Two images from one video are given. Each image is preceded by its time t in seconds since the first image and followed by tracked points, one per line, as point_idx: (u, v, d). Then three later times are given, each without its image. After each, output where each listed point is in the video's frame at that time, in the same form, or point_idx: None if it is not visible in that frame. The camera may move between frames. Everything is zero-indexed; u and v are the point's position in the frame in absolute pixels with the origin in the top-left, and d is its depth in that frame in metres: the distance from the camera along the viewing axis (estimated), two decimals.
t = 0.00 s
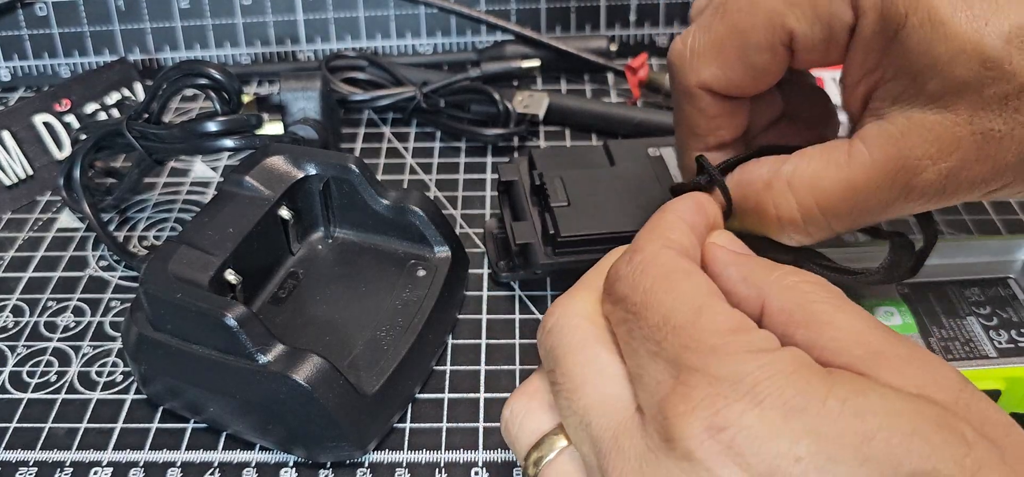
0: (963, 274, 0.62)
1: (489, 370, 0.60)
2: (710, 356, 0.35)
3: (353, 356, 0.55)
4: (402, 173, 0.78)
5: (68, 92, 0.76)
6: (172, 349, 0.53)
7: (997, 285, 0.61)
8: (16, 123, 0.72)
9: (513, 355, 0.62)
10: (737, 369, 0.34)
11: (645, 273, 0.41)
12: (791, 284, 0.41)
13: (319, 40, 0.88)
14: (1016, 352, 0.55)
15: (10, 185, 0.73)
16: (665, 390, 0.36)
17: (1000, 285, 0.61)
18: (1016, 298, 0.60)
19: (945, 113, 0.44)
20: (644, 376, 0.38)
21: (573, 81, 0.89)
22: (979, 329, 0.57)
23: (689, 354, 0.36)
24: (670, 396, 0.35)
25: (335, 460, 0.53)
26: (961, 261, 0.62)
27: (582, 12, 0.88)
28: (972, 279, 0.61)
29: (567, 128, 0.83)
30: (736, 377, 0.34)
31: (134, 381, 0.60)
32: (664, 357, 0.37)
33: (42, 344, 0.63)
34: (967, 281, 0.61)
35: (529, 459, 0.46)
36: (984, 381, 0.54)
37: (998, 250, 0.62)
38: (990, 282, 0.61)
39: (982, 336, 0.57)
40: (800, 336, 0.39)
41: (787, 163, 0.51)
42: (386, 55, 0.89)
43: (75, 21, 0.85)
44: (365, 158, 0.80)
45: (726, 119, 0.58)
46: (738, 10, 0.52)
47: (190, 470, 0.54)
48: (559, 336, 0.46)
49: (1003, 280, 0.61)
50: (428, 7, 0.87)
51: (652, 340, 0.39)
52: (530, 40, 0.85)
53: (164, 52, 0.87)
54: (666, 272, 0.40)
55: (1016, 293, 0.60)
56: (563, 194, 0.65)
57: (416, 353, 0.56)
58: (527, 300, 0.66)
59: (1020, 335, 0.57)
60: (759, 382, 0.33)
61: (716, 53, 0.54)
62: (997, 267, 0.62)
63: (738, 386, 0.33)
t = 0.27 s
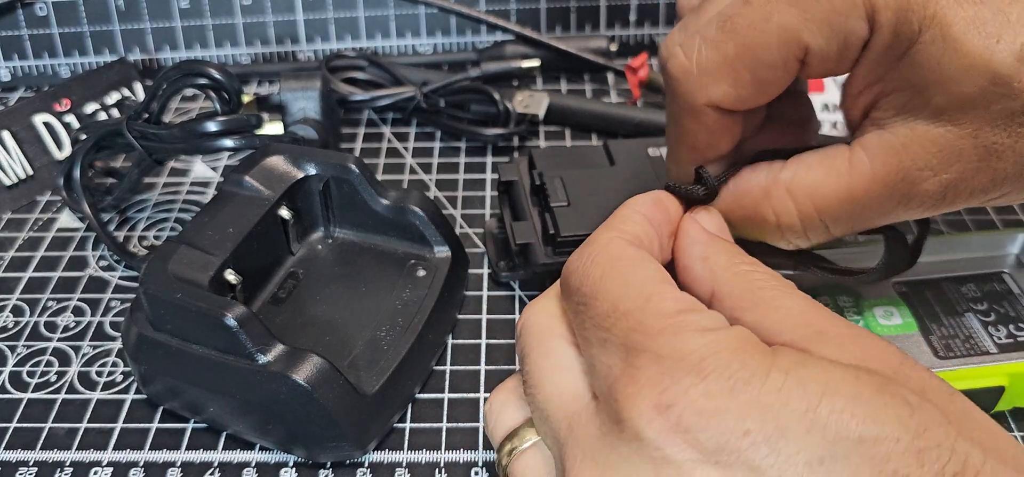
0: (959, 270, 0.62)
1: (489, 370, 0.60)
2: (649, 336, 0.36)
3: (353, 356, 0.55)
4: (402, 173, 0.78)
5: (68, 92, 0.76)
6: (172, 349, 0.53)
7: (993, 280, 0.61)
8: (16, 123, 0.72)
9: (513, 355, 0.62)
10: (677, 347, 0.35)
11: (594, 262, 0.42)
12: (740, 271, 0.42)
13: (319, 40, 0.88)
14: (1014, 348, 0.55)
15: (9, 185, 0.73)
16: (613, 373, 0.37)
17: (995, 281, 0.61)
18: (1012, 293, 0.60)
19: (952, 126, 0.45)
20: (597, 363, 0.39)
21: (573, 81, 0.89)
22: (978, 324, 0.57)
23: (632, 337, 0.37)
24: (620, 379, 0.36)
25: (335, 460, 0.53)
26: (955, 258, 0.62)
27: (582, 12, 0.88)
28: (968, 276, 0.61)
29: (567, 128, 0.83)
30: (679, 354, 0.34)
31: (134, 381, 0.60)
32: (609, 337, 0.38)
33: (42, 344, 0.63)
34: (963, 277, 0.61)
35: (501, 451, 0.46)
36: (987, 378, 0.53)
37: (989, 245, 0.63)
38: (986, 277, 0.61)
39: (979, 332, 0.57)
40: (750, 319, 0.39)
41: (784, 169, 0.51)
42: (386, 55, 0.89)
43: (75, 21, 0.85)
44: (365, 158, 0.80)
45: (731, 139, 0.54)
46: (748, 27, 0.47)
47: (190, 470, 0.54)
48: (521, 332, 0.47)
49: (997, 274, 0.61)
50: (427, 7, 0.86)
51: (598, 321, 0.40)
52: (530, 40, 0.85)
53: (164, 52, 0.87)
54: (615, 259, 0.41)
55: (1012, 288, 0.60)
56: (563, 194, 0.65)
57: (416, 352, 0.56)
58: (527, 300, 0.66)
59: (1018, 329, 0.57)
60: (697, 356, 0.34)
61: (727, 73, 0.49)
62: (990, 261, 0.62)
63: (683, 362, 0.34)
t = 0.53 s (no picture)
0: (955, 266, 0.62)
1: (489, 370, 0.60)
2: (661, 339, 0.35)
3: (353, 356, 0.56)
4: (402, 173, 0.78)
5: (69, 92, 0.76)
6: (172, 349, 0.53)
7: (989, 274, 0.61)
8: (17, 123, 0.72)
9: (512, 355, 0.62)
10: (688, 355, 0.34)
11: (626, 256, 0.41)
12: (743, 268, 0.42)
13: (319, 40, 0.88)
14: (1016, 343, 0.55)
15: (10, 185, 0.73)
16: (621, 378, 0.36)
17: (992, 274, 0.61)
18: (1009, 287, 0.60)
19: (954, 122, 0.46)
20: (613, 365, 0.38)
21: (573, 81, 0.89)
22: (978, 320, 0.57)
23: (648, 339, 0.36)
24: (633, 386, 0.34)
25: (335, 460, 0.53)
26: (949, 254, 0.63)
27: (582, 12, 0.88)
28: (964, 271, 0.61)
29: (567, 128, 0.83)
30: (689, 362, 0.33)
31: (135, 381, 0.60)
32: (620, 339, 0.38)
33: (42, 343, 0.63)
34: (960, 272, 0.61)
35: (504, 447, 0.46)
36: (991, 377, 0.53)
37: (983, 240, 0.63)
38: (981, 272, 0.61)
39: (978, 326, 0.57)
40: (755, 320, 0.39)
41: (785, 164, 0.53)
42: (386, 55, 0.89)
43: (75, 21, 0.85)
44: (365, 158, 0.80)
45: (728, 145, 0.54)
46: (755, 31, 0.47)
47: (191, 469, 0.54)
48: (534, 324, 0.46)
49: (993, 269, 0.61)
50: (428, 7, 0.87)
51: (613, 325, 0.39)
52: (530, 40, 0.85)
53: (164, 52, 0.88)
54: (645, 257, 0.40)
55: (1008, 282, 0.60)
56: (563, 193, 0.65)
57: (416, 352, 0.57)
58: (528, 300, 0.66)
59: (1018, 324, 0.57)
60: (706, 362, 0.33)
61: (730, 78, 0.48)
62: (985, 256, 0.62)
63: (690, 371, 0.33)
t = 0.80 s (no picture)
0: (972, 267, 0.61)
1: (489, 370, 0.60)
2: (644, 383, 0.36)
3: (353, 356, 0.56)
4: (402, 173, 0.78)
5: (69, 92, 0.76)
6: (172, 349, 0.53)
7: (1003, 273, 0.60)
8: (17, 123, 0.72)
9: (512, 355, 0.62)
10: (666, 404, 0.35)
11: (601, 293, 0.42)
12: (725, 288, 0.43)
13: (319, 40, 0.88)
14: None
15: (10, 185, 0.73)
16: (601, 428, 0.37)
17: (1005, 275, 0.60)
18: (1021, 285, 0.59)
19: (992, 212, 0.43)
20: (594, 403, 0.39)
21: (573, 81, 0.89)
22: (989, 318, 0.57)
23: (627, 382, 0.36)
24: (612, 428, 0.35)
25: (335, 460, 0.53)
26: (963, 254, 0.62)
27: (582, 12, 0.88)
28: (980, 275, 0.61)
29: (567, 128, 0.83)
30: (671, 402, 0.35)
31: (134, 381, 0.60)
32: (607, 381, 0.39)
33: (42, 344, 0.63)
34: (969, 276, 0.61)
35: None
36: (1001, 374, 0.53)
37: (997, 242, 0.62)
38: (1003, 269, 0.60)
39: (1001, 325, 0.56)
40: (745, 340, 0.40)
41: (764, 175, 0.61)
42: (386, 55, 0.89)
43: (75, 21, 0.85)
44: (365, 158, 0.80)
45: (821, 103, 0.63)
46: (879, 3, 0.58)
47: (191, 469, 0.54)
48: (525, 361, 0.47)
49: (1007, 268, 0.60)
50: (427, 7, 0.87)
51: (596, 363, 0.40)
52: (530, 40, 0.85)
53: (164, 52, 0.88)
54: (619, 292, 0.41)
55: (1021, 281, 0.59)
56: (563, 193, 0.65)
57: (416, 352, 0.57)
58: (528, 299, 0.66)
59: None
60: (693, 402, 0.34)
61: (848, 32, 0.59)
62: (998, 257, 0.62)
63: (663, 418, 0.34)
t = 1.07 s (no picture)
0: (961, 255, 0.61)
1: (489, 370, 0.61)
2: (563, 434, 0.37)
3: (353, 356, 0.56)
4: (402, 173, 0.79)
5: (70, 92, 0.76)
6: (173, 348, 0.53)
7: (995, 267, 0.60)
8: (18, 123, 0.72)
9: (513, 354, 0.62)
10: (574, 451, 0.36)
11: (473, 364, 0.42)
12: (649, 328, 0.42)
13: (320, 41, 0.88)
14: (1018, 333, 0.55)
15: (11, 185, 0.73)
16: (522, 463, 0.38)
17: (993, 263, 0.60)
18: (1016, 279, 0.59)
19: None
20: None
21: (573, 81, 0.89)
22: (983, 311, 0.57)
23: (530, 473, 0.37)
24: None
25: (335, 459, 0.53)
26: (958, 244, 0.62)
27: (582, 12, 0.88)
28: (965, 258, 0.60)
29: (567, 128, 0.83)
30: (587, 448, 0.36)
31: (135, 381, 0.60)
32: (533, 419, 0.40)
33: (43, 343, 0.63)
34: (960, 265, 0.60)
35: None
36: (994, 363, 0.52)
37: (993, 234, 0.62)
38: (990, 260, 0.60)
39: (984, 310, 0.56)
40: (676, 394, 0.39)
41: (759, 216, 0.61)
42: (386, 55, 0.89)
43: (76, 22, 0.85)
44: (366, 158, 0.80)
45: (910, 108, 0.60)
46: None
47: (192, 469, 0.54)
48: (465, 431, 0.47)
49: (1000, 262, 0.61)
50: (428, 8, 0.87)
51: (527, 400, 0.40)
52: (530, 40, 0.85)
53: (165, 53, 0.88)
54: (505, 365, 0.41)
55: (1017, 275, 0.59)
56: (564, 195, 0.66)
57: (416, 352, 0.57)
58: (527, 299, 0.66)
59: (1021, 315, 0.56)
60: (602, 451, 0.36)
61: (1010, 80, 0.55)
62: (991, 248, 0.61)
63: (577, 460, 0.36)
